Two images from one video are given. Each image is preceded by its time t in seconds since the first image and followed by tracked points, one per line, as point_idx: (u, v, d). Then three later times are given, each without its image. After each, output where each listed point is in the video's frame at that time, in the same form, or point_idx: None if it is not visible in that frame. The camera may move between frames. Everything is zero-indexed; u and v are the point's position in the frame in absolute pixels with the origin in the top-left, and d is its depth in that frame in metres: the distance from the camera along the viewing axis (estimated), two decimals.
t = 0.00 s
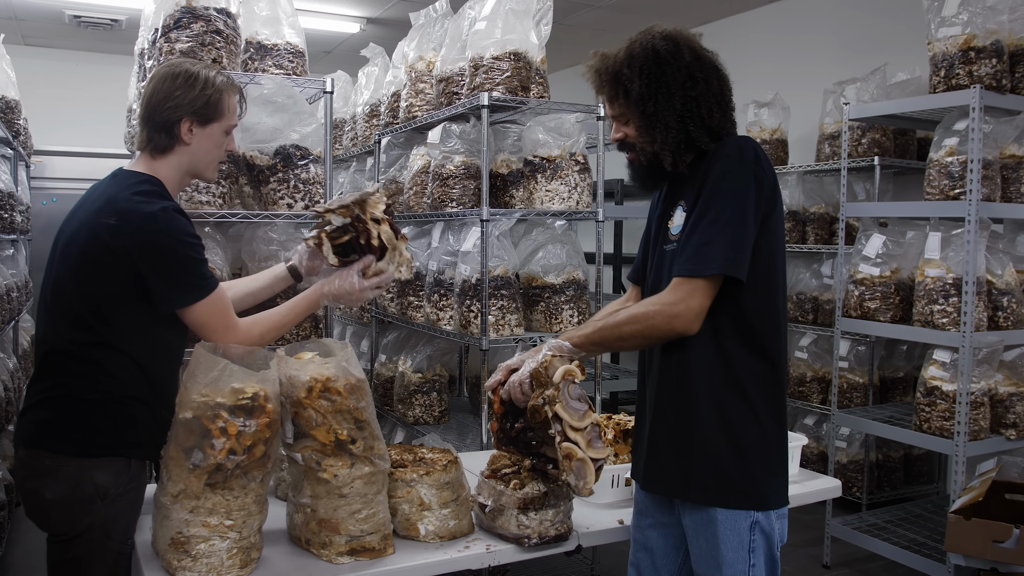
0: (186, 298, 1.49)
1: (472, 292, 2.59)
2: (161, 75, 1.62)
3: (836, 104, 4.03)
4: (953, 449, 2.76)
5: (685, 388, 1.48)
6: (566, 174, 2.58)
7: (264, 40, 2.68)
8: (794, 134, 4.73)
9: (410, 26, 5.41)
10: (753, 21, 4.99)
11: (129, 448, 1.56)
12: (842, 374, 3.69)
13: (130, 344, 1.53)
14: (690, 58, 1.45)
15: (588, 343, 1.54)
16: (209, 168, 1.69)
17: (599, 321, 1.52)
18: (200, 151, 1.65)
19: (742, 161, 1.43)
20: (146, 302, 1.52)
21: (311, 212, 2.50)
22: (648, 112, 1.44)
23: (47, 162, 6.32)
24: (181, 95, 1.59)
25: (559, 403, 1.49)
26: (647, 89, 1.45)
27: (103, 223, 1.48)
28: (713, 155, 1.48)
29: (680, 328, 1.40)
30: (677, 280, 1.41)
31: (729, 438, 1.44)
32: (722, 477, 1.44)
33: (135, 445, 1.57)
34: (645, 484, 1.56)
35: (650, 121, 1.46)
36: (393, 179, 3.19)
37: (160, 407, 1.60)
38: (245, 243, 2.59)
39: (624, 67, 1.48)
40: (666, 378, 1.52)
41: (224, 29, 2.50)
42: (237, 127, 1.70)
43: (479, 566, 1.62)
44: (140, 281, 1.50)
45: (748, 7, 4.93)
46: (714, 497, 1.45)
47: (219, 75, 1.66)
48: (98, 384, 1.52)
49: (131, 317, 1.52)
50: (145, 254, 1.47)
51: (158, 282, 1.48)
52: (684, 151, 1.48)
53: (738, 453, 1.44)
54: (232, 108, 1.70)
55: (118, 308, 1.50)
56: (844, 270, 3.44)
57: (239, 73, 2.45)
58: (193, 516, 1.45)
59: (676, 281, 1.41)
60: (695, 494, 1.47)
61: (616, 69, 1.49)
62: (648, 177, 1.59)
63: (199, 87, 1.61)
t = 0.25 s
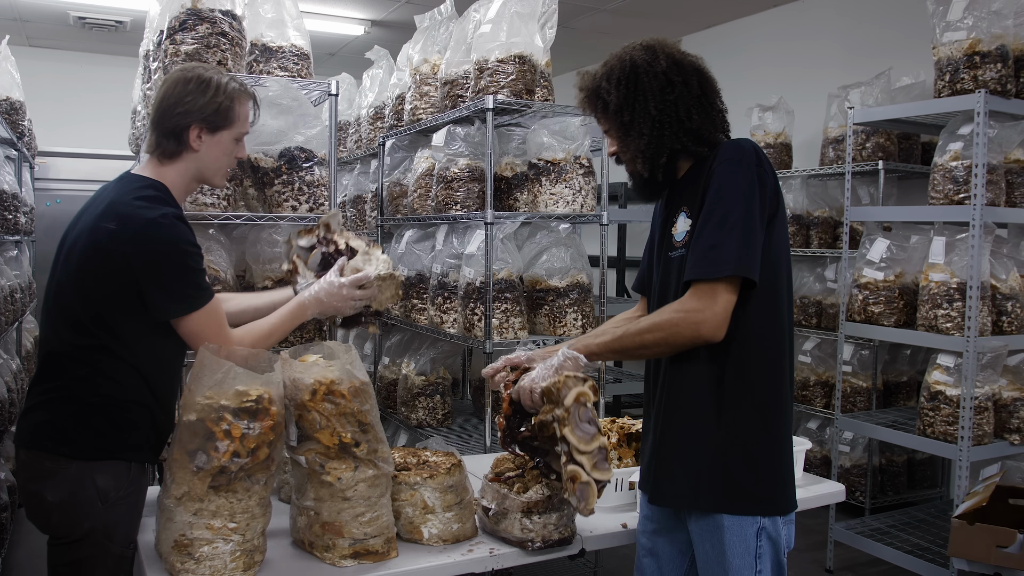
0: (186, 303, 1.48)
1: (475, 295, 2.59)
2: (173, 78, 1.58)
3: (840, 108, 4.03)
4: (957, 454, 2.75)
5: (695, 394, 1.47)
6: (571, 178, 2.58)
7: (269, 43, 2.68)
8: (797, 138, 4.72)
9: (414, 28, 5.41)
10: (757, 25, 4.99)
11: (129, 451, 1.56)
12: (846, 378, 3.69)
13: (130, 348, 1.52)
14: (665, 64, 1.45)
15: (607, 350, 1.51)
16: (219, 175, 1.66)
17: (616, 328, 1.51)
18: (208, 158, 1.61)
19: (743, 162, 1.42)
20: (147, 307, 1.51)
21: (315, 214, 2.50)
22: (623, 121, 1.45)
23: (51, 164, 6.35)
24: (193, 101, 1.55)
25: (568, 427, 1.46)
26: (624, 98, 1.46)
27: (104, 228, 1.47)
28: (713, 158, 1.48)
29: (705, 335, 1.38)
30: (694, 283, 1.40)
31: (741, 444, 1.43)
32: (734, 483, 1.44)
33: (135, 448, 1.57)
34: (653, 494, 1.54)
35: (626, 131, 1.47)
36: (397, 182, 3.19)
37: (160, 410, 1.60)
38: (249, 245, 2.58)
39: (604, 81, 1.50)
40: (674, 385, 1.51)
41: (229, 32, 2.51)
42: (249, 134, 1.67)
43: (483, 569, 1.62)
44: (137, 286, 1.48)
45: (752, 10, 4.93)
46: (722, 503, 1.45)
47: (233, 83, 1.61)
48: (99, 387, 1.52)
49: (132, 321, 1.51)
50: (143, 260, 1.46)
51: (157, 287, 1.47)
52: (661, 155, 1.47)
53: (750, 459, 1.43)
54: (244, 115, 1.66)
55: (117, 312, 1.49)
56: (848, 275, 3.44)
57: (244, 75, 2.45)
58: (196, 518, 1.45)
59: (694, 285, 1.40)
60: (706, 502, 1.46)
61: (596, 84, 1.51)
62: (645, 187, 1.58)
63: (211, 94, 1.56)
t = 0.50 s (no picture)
0: (193, 305, 1.46)
1: (477, 296, 2.59)
2: (200, 94, 1.61)
3: (841, 110, 4.03)
4: (957, 456, 2.75)
5: (705, 398, 1.45)
6: (572, 179, 2.59)
7: (270, 44, 2.68)
8: (799, 140, 4.73)
9: (415, 30, 5.42)
10: (759, 26, 4.99)
11: (128, 451, 1.55)
12: (847, 380, 3.69)
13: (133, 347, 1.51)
14: (640, 72, 1.46)
15: (629, 356, 1.48)
16: (241, 188, 1.66)
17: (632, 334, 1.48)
18: (232, 171, 1.63)
19: (736, 161, 1.41)
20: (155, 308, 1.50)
21: (317, 216, 2.50)
22: (603, 131, 1.46)
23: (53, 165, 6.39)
24: (219, 114, 1.57)
25: (580, 444, 1.49)
26: (602, 110, 1.47)
27: (120, 226, 1.47)
28: (706, 160, 1.47)
29: (733, 339, 1.36)
30: (713, 286, 1.37)
31: (753, 448, 1.42)
32: (746, 488, 1.43)
33: (133, 448, 1.56)
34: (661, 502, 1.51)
35: (609, 141, 1.48)
36: (399, 183, 3.19)
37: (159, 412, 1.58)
38: (250, 246, 2.56)
39: (584, 95, 1.52)
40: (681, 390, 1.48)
41: (230, 33, 2.51)
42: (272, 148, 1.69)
43: (484, 571, 1.62)
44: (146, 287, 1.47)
45: (753, 12, 4.93)
46: (733, 508, 1.44)
47: (257, 98, 1.64)
48: (100, 385, 1.51)
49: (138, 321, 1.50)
50: (155, 261, 1.45)
51: (163, 288, 1.45)
52: (642, 160, 1.46)
53: (760, 462, 1.43)
54: (268, 131, 1.68)
55: (123, 311, 1.49)
56: (849, 277, 3.44)
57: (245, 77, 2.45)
58: (197, 519, 1.45)
59: (715, 286, 1.37)
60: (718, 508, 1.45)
61: (575, 103, 1.53)
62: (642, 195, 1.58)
63: (236, 108, 1.59)
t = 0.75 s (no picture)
0: (212, 300, 1.53)
1: (476, 295, 2.59)
2: (233, 106, 1.70)
3: (841, 109, 4.04)
4: (956, 455, 2.75)
5: (710, 396, 1.45)
6: (572, 179, 2.59)
7: (270, 43, 2.68)
8: (799, 139, 4.73)
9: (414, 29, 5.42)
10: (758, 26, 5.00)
11: (130, 447, 1.61)
12: (847, 379, 3.69)
13: (144, 343, 1.58)
14: (621, 77, 1.48)
15: (640, 359, 1.47)
16: (265, 199, 1.76)
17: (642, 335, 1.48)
18: (258, 181, 1.72)
19: (727, 158, 1.41)
20: (170, 305, 1.57)
21: (316, 215, 2.50)
22: (585, 138, 1.47)
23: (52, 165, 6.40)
24: (249, 126, 1.66)
25: (580, 450, 1.45)
26: (584, 117, 1.49)
27: (144, 222, 1.55)
28: (695, 159, 1.47)
29: (744, 332, 1.35)
30: (721, 282, 1.37)
31: (760, 445, 1.42)
32: (755, 485, 1.43)
33: (136, 444, 1.61)
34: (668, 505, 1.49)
35: (591, 147, 1.49)
36: (398, 183, 3.19)
37: (163, 410, 1.64)
38: (247, 246, 2.48)
39: (567, 105, 1.54)
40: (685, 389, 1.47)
41: (229, 32, 2.51)
42: (297, 161, 1.77)
43: (484, 569, 1.62)
44: (166, 284, 1.55)
45: (753, 12, 4.93)
46: (741, 506, 1.44)
47: (286, 112, 1.73)
48: (110, 380, 1.58)
49: (151, 317, 1.57)
50: (173, 258, 1.52)
51: (182, 284, 1.52)
52: (624, 163, 1.47)
53: (768, 458, 1.42)
54: (294, 144, 1.76)
55: (140, 308, 1.56)
56: (849, 276, 3.44)
57: (245, 75, 2.45)
58: (198, 518, 1.45)
59: (722, 281, 1.36)
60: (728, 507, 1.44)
61: (558, 114, 1.55)
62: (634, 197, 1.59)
63: (267, 120, 1.68)
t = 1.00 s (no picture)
0: (230, 307, 1.53)
1: (474, 294, 2.59)
2: (257, 119, 1.70)
3: (839, 109, 4.04)
4: (954, 454, 2.76)
5: (709, 394, 1.45)
6: (569, 177, 2.59)
7: (267, 41, 2.68)
8: (797, 138, 4.73)
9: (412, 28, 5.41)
10: (756, 25, 5.00)
11: (132, 444, 1.62)
12: (844, 378, 3.69)
13: (152, 344, 1.59)
14: (614, 76, 1.48)
15: (645, 359, 1.47)
16: (282, 213, 1.77)
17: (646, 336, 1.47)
18: (276, 196, 1.73)
19: (723, 156, 1.41)
20: (185, 309, 1.58)
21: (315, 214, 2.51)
22: (581, 135, 1.47)
23: (50, 163, 6.40)
24: (271, 141, 1.66)
25: (569, 453, 1.45)
26: (579, 115, 1.48)
27: (165, 226, 1.56)
28: (692, 159, 1.47)
29: (748, 327, 1.35)
30: (723, 279, 1.37)
31: (759, 442, 1.42)
32: (754, 482, 1.43)
33: (137, 441, 1.62)
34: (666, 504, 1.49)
35: (587, 144, 1.49)
36: (396, 181, 3.19)
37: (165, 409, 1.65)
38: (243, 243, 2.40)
39: (561, 105, 1.54)
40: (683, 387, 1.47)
41: (227, 30, 2.51)
42: (317, 179, 1.77)
43: (481, 567, 1.62)
44: (183, 289, 1.56)
45: (751, 11, 4.93)
46: (742, 503, 1.44)
47: (309, 128, 1.72)
48: (116, 377, 1.59)
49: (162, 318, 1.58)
50: (194, 265, 1.53)
51: (201, 289, 1.53)
52: (620, 159, 1.46)
53: (767, 456, 1.42)
54: (316, 160, 1.76)
55: (153, 308, 1.57)
56: (847, 275, 3.45)
57: (242, 74, 2.45)
58: (195, 517, 1.44)
59: (725, 277, 1.37)
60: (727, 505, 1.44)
61: (553, 114, 1.55)
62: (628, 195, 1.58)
63: (289, 136, 1.67)
